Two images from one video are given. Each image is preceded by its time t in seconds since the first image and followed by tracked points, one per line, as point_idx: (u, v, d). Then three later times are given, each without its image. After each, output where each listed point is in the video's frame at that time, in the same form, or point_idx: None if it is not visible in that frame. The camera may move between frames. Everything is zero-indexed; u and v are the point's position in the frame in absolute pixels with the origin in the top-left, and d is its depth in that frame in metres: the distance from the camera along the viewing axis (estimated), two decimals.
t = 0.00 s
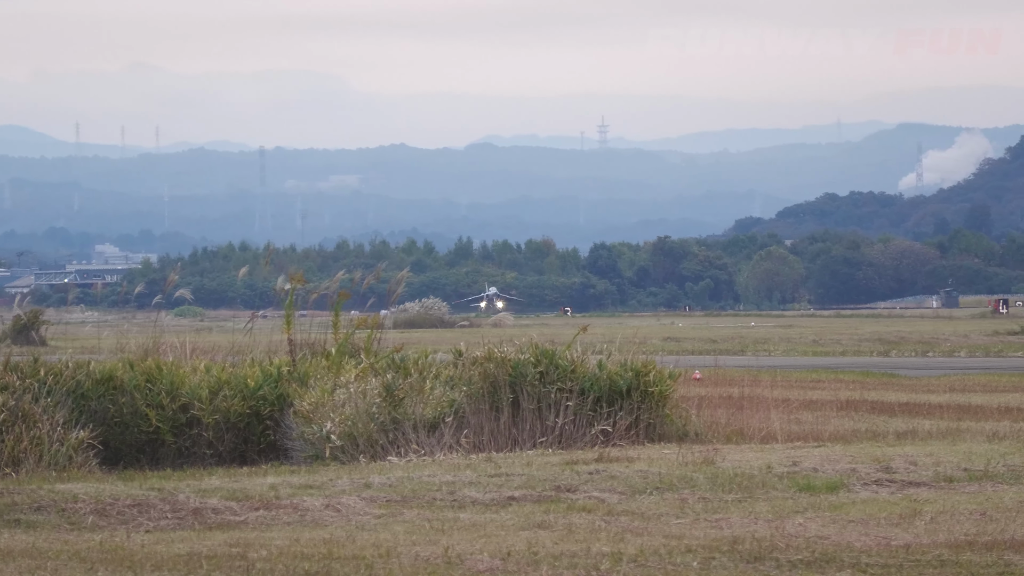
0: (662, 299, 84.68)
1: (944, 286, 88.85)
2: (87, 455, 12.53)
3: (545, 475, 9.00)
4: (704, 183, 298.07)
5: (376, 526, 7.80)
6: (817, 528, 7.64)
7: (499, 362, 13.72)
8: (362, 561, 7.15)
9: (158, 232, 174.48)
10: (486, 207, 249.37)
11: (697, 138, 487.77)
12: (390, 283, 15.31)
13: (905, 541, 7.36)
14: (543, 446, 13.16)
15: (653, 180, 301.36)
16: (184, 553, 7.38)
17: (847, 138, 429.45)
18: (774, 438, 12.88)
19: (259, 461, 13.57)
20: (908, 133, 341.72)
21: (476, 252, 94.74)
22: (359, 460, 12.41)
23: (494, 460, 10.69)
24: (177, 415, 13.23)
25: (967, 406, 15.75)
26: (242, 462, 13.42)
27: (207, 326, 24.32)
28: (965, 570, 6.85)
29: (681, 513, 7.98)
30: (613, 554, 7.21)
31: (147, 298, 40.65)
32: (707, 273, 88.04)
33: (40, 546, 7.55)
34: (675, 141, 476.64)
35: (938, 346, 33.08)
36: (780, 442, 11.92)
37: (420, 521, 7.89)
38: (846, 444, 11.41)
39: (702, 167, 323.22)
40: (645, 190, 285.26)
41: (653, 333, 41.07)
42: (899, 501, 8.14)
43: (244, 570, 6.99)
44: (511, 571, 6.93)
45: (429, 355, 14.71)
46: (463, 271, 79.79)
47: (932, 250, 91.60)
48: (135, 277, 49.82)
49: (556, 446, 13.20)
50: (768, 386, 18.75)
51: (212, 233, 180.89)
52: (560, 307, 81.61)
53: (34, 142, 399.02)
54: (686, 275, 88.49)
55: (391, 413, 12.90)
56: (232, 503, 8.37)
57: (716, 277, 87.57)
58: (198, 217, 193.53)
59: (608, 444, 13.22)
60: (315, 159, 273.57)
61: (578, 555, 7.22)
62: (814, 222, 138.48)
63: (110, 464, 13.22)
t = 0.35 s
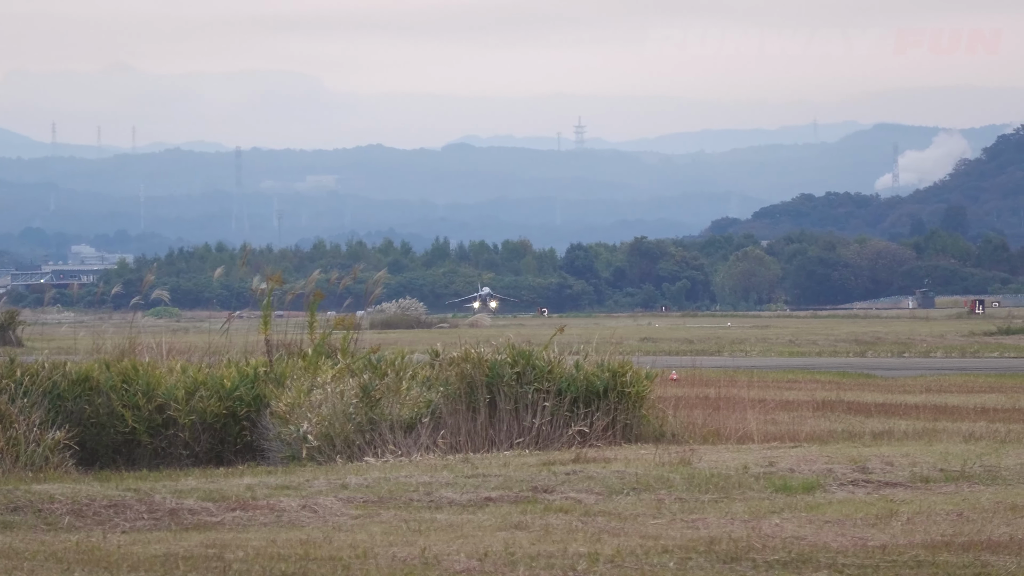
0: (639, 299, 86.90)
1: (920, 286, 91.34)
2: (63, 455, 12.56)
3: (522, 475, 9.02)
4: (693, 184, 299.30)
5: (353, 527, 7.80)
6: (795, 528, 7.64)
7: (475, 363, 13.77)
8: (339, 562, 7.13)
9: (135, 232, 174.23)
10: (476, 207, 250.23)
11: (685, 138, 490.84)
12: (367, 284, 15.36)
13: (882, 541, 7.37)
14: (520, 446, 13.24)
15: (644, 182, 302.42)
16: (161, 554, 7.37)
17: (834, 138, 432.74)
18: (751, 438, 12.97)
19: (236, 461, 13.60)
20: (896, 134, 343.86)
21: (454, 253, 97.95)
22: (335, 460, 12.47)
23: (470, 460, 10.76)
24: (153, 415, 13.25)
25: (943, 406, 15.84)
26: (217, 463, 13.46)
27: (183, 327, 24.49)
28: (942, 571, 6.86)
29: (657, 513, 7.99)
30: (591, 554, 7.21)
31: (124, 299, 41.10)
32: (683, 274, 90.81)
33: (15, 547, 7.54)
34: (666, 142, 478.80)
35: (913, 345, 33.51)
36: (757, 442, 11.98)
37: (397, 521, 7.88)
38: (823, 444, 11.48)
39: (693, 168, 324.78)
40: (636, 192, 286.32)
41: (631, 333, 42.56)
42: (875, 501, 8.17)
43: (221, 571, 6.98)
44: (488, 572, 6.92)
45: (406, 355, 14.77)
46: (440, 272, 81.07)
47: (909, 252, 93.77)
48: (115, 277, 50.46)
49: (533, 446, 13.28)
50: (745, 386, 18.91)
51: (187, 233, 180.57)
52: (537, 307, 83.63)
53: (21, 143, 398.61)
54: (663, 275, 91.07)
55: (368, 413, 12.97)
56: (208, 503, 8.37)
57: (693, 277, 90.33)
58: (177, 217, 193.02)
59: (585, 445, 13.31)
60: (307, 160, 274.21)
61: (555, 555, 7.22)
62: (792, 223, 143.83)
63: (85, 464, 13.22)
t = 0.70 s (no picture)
0: (622, 298, 87.51)
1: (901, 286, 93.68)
2: (46, 455, 12.55)
3: (504, 475, 9.04)
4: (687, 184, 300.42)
5: (335, 527, 7.80)
6: (776, 528, 7.66)
7: (457, 363, 13.83)
8: (321, 562, 7.13)
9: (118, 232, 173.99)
10: (470, 208, 250.60)
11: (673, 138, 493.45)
12: (349, 285, 15.41)
13: (864, 542, 7.36)
14: (503, 446, 13.31)
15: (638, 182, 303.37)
16: (144, 554, 7.37)
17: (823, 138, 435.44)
18: (733, 437, 13.00)
19: (218, 462, 13.62)
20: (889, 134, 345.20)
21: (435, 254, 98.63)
22: (317, 461, 12.56)
23: (453, 460, 10.82)
24: (134, 415, 13.26)
25: (925, 406, 15.88)
26: (200, 463, 13.48)
27: (165, 327, 24.59)
28: (924, 571, 6.86)
29: (640, 514, 7.98)
30: (573, 554, 7.21)
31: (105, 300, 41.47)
32: (666, 275, 92.00)
33: None
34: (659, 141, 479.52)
35: (896, 345, 33.71)
36: (739, 443, 12.03)
37: (379, 521, 7.87)
38: (803, 444, 11.54)
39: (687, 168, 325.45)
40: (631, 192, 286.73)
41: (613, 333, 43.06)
42: (857, 501, 8.17)
43: (204, 571, 6.99)
44: (469, 572, 6.92)
45: (388, 356, 14.82)
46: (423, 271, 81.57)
47: (891, 252, 96.47)
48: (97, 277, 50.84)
49: (515, 447, 13.34)
50: (727, 386, 19.00)
51: (170, 233, 180.21)
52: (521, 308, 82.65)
53: (9, 144, 398.71)
54: (645, 276, 92.03)
55: (350, 413, 13.04)
56: (190, 504, 8.37)
57: (675, 278, 91.53)
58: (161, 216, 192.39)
59: (567, 445, 13.36)
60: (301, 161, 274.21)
61: (537, 556, 7.21)
62: (774, 223, 147.16)
63: (66, 465, 13.22)
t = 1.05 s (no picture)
0: (606, 299, 88.11)
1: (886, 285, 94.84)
2: (29, 456, 12.58)
3: (489, 476, 9.07)
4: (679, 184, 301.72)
5: (320, 528, 7.80)
6: (759, 527, 7.68)
7: (442, 364, 13.89)
8: (304, 563, 7.13)
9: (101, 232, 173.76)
10: (464, 209, 251.02)
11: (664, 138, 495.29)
12: (333, 285, 15.50)
13: (847, 542, 7.38)
14: (487, 447, 13.39)
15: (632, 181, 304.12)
16: (127, 555, 7.35)
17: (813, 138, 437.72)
18: (716, 437, 13.07)
19: (201, 463, 13.65)
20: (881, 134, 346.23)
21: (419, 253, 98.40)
22: (301, 461, 12.59)
23: (437, 460, 10.91)
24: (118, 416, 13.31)
25: (908, 406, 15.96)
26: (183, 464, 13.50)
27: (148, 328, 24.67)
28: (907, 572, 6.87)
29: (624, 514, 8.00)
30: (556, 555, 7.21)
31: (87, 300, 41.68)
32: (649, 275, 92.72)
33: None
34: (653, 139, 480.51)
35: (879, 345, 33.94)
36: (723, 443, 12.11)
37: (362, 522, 7.88)
38: (788, 444, 11.62)
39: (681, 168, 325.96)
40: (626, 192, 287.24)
41: (597, 333, 43.44)
42: (841, 502, 8.21)
43: (187, 571, 6.97)
44: (454, 572, 6.91)
45: (372, 356, 14.89)
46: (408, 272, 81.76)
47: (873, 253, 97.68)
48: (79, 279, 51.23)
49: (499, 447, 13.43)
50: (710, 386, 19.17)
51: (154, 233, 180.05)
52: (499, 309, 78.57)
53: None
54: (629, 277, 92.81)
55: (334, 413, 13.08)
56: (174, 504, 8.39)
57: (659, 278, 92.23)
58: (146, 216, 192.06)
59: (551, 446, 13.44)
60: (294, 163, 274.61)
61: (521, 556, 7.21)
62: (759, 223, 148.36)
63: (50, 466, 13.26)
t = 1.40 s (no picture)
0: (590, 300, 88.52)
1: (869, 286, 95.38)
2: (13, 457, 12.58)
3: (473, 477, 9.12)
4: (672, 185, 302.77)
5: (303, 528, 7.82)
6: (743, 528, 7.69)
7: (425, 365, 13.93)
8: (288, 563, 7.12)
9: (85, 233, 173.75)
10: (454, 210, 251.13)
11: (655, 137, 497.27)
12: (317, 285, 15.52)
13: (832, 542, 7.38)
14: (470, 447, 13.43)
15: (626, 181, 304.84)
16: (110, 555, 7.32)
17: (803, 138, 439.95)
18: (700, 437, 13.12)
19: (184, 463, 13.68)
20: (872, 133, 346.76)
21: (403, 254, 98.63)
22: (284, 462, 12.62)
23: (420, 462, 10.98)
24: (101, 417, 13.34)
25: (891, 407, 16.06)
26: (167, 464, 13.53)
27: (133, 329, 24.82)
28: (892, 572, 6.85)
29: (607, 513, 8.02)
30: (541, 555, 7.19)
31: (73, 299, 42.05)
32: (633, 276, 93.18)
33: None
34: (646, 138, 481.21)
35: (863, 346, 34.27)
36: (706, 443, 12.20)
37: (346, 523, 7.91)
38: (772, 444, 11.70)
39: (673, 168, 326.51)
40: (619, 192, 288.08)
41: (582, 334, 43.86)
42: (825, 502, 8.23)
43: (171, 572, 6.96)
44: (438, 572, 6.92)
45: (356, 357, 14.93)
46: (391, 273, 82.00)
47: (856, 254, 97.83)
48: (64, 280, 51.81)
49: (483, 447, 13.47)
50: (694, 386, 19.36)
51: (137, 233, 179.96)
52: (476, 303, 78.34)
53: None
54: (613, 277, 93.29)
55: (317, 414, 13.11)
56: (157, 505, 8.43)
57: (643, 278, 92.77)
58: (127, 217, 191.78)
59: (535, 446, 13.51)
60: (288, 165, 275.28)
61: (505, 557, 7.20)
62: (742, 224, 149.28)
63: (33, 466, 13.28)
